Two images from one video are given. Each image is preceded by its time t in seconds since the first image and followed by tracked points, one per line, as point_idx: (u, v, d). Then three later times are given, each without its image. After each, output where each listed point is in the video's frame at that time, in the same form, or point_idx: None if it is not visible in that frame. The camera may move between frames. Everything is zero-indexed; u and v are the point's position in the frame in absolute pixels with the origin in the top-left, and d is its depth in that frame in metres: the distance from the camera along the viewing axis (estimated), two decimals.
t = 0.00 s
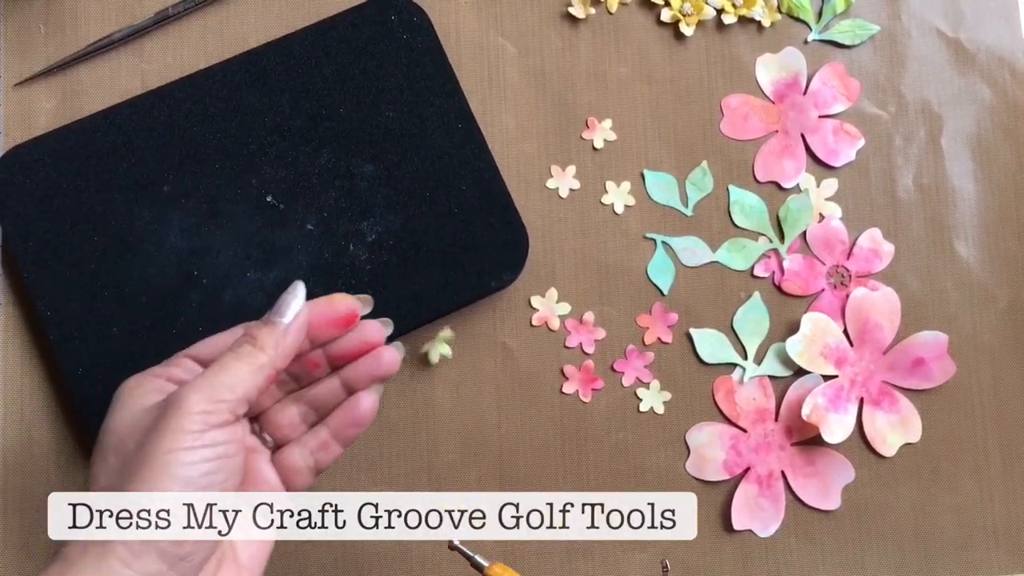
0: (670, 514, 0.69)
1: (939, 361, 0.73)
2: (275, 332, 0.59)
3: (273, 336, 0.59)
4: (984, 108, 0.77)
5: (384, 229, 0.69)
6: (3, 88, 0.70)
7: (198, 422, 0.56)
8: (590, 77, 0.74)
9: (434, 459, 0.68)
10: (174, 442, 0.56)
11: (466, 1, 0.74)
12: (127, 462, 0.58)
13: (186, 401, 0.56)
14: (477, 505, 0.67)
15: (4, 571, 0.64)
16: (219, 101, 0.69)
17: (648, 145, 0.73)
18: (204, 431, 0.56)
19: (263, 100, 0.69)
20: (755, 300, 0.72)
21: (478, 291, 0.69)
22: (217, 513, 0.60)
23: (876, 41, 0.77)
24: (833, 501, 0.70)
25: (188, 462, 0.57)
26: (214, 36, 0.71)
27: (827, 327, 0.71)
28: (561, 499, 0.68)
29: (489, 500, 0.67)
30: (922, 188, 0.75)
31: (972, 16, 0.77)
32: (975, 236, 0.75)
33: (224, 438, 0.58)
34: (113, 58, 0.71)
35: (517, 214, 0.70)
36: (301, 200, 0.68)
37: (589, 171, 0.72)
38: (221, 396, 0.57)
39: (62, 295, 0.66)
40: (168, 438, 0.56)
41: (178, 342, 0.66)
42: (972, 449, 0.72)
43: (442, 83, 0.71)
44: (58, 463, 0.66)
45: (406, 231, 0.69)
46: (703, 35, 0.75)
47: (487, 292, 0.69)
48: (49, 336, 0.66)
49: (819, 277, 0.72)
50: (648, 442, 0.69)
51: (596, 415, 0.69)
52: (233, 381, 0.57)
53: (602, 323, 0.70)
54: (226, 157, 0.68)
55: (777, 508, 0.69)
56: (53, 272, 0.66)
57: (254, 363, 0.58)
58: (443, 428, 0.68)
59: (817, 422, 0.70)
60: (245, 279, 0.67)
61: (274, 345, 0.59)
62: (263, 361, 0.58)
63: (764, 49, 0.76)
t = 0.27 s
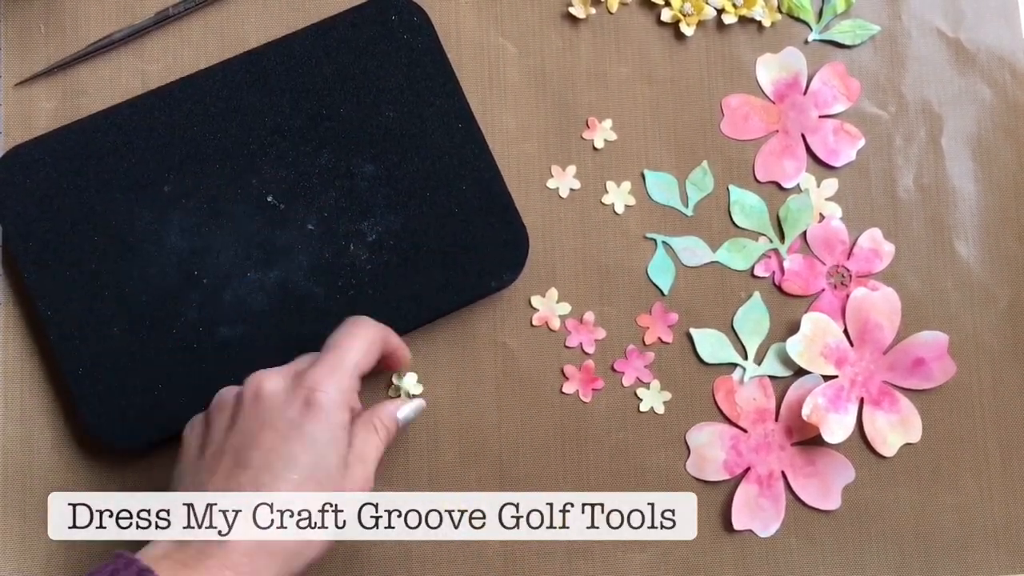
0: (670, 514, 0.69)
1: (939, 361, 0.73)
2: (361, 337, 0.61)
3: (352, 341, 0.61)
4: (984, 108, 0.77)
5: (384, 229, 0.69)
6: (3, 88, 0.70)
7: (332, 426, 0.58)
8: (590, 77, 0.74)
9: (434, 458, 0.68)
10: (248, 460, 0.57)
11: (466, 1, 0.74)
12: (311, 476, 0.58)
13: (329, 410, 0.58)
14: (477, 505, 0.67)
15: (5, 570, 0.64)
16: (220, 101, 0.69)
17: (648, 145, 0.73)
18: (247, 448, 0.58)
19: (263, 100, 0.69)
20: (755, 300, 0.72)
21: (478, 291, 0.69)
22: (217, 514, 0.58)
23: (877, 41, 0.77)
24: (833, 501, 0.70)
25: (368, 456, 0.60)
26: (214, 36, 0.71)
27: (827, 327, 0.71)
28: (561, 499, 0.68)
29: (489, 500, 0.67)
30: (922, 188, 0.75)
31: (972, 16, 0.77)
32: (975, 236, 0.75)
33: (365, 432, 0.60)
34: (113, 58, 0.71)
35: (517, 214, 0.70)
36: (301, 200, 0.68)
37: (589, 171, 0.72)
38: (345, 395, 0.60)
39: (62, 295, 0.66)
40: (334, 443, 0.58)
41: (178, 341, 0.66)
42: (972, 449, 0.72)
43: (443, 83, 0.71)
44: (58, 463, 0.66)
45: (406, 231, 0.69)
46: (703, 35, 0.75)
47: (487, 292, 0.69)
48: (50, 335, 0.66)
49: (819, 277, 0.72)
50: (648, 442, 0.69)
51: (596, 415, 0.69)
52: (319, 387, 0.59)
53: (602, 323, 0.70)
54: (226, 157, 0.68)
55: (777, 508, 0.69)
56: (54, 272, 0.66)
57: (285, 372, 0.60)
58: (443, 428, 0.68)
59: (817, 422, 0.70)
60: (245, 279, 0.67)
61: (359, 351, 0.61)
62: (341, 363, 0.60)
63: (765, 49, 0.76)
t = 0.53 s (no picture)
0: (670, 513, 0.69)
1: (939, 361, 0.73)
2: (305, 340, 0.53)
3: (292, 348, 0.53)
4: (984, 109, 0.77)
5: (384, 229, 0.69)
6: (3, 88, 0.70)
7: (264, 440, 0.50)
8: (590, 77, 0.74)
9: (434, 459, 0.68)
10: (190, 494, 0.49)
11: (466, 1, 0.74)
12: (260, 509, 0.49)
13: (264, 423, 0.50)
14: (477, 505, 0.67)
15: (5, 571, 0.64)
16: (219, 101, 0.69)
17: (648, 145, 0.73)
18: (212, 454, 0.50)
19: (263, 100, 0.69)
20: (755, 300, 0.72)
21: (478, 291, 0.69)
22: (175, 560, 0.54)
23: (877, 41, 0.77)
24: (833, 501, 0.70)
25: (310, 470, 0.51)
26: (214, 36, 0.71)
27: (828, 327, 0.71)
28: (561, 499, 0.68)
29: (489, 501, 0.67)
30: (922, 188, 0.75)
31: (972, 16, 0.77)
32: (975, 236, 0.75)
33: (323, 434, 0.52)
34: (113, 58, 0.71)
35: (517, 214, 0.70)
36: (301, 200, 0.68)
37: (589, 171, 0.72)
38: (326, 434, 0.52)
39: (62, 295, 0.66)
40: (274, 455, 0.50)
41: (178, 341, 0.66)
42: (972, 449, 0.72)
43: (443, 84, 0.71)
44: (58, 463, 0.66)
45: (406, 231, 0.69)
46: (703, 35, 0.75)
47: (487, 292, 0.69)
48: (50, 335, 0.66)
49: (819, 277, 0.72)
50: (648, 442, 0.69)
51: (596, 415, 0.69)
52: (293, 375, 0.51)
53: (602, 323, 0.70)
54: (226, 157, 0.68)
55: (777, 508, 0.69)
56: (54, 272, 0.66)
57: (265, 382, 0.50)
58: (443, 429, 0.68)
59: (817, 422, 0.70)
60: (245, 279, 0.67)
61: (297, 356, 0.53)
62: (275, 369, 0.51)
63: (765, 49, 0.76)
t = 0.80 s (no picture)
0: (669, 513, 0.69)
1: (940, 361, 0.73)
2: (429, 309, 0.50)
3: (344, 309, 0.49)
4: (985, 108, 0.77)
5: (384, 229, 0.69)
6: (3, 88, 0.70)
7: (332, 374, 0.48)
8: (590, 78, 0.74)
9: (434, 459, 0.68)
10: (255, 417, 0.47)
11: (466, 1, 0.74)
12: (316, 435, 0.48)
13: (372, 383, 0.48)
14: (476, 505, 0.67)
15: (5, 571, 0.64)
16: (220, 101, 0.69)
17: (648, 145, 0.73)
18: (276, 395, 0.48)
19: (263, 100, 0.69)
20: (755, 300, 0.72)
21: (478, 292, 0.69)
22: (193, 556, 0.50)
23: (877, 41, 0.77)
24: (833, 500, 0.70)
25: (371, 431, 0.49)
26: (215, 36, 0.71)
27: (828, 327, 0.71)
28: (560, 499, 0.68)
29: (488, 500, 0.67)
30: (922, 188, 0.75)
31: (972, 16, 0.77)
32: (975, 236, 0.75)
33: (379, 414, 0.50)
34: (114, 58, 0.71)
35: (517, 214, 0.70)
36: (302, 200, 0.68)
37: (589, 172, 0.72)
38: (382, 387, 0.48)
39: (62, 295, 0.66)
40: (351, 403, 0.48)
41: (178, 341, 0.66)
42: (972, 450, 0.72)
43: (443, 84, 0.71)
44: (58, 464, 0.65)
45: (406, 231, 0.69)
46: (703, 35, 0.75)
47: (487, 292, 0.69)
48: (50, 335, 0.66)
49: (819, 277, 0.72)
50: (648, 442, 0.69)
51: (596, 415, 0.69)
52: (368, 358, 0.47)
53: (602, 323, 0.70)
54: (226, 157, 0.68)
55: (777, 508, 0.69)
56: (54, 272, 0.66)
57: (344, 328, 0.48)
58: (443, 429, 0.68)
59: (817, 422, 0.70)
60: (245, 279, 0.67)
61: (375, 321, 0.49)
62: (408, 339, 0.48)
63: (765, 49, 0.76)
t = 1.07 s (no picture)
0: (669, 514, 0.69)
1: (940, 361, 0.73)
2: (410, 249, 0.44)
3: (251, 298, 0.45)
4: (985, 108, 0.77)
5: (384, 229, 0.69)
6: (3, 88, 0.70)
7: (325, 316, 0.41)
8: (590, 77, 0.74)
9: (434, 459, 0.68)
10: None
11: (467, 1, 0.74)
12: None
13: None
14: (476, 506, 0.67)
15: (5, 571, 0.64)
16: (220, 101, 0.69)
17: (648, 145, 0.73)
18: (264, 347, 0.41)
19: (264, 99, 0.69)
20: (755, 300, 0.72)
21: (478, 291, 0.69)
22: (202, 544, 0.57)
23: (877, 41, 0.77)
24: (833, 501, 0.70)
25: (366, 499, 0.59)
26: (215, 37, 0.71)
27: (828, 327, 0.71)
28: (560, 499, 0.68)
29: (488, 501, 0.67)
30: (922, 189, 0.75)
31: (973, 16, 0.77)
32: (975, 236, 0.75)
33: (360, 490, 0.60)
34: (114, 58, 0.71)
35: (517, 214, 0.70)
36: (302, 200, 0.68)
37: (589, 172, 0.72)
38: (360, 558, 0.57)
39: (62, 295, 0.66)
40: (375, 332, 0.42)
41: (178, 340, 0.66)
42: (972, 450, 0.72)
43: (443, 84, 0.71)
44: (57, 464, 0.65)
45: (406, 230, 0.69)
46: (703, 35, 0.75)
47: (487, 292, 0.69)
48: (50, 335, 0.66)
49: (819, 277, 0.72)
50: (648, 441, 0.69)
51: (596, 415, 0.69)
52: (349, 293, 0.41)
53: (602, 323, 0.70)
54: (226, 157, 0.68)
55: (777, 508, 0.69)
56: (54, 272, 0.66)
57: (322, 270, 0.41)
58: (443, 429, 0.68)
59: (817, 422, 0.70)
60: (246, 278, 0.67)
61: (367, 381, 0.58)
62: (388, 277, 0.42)
63: (765, 49, 0.76)
